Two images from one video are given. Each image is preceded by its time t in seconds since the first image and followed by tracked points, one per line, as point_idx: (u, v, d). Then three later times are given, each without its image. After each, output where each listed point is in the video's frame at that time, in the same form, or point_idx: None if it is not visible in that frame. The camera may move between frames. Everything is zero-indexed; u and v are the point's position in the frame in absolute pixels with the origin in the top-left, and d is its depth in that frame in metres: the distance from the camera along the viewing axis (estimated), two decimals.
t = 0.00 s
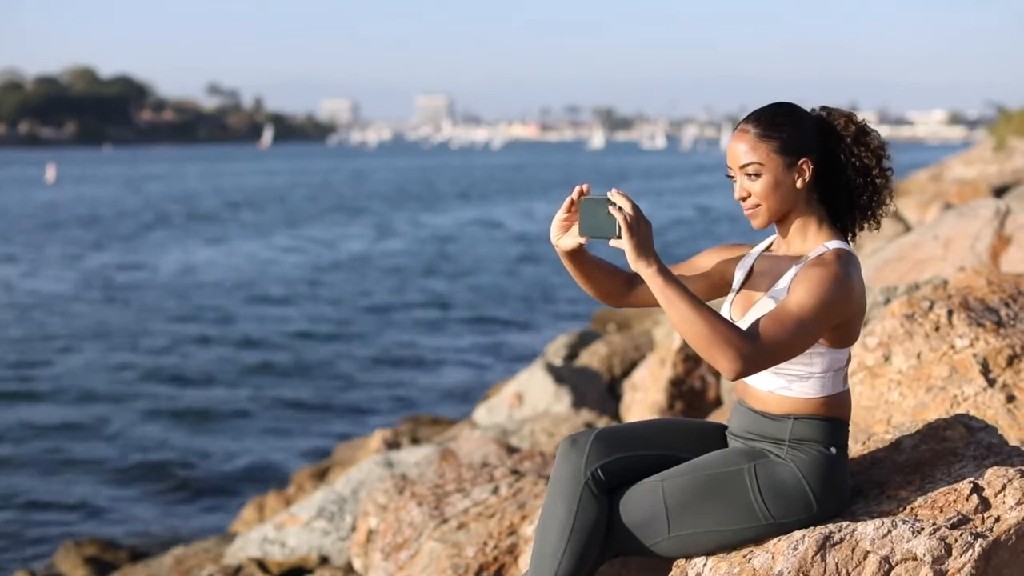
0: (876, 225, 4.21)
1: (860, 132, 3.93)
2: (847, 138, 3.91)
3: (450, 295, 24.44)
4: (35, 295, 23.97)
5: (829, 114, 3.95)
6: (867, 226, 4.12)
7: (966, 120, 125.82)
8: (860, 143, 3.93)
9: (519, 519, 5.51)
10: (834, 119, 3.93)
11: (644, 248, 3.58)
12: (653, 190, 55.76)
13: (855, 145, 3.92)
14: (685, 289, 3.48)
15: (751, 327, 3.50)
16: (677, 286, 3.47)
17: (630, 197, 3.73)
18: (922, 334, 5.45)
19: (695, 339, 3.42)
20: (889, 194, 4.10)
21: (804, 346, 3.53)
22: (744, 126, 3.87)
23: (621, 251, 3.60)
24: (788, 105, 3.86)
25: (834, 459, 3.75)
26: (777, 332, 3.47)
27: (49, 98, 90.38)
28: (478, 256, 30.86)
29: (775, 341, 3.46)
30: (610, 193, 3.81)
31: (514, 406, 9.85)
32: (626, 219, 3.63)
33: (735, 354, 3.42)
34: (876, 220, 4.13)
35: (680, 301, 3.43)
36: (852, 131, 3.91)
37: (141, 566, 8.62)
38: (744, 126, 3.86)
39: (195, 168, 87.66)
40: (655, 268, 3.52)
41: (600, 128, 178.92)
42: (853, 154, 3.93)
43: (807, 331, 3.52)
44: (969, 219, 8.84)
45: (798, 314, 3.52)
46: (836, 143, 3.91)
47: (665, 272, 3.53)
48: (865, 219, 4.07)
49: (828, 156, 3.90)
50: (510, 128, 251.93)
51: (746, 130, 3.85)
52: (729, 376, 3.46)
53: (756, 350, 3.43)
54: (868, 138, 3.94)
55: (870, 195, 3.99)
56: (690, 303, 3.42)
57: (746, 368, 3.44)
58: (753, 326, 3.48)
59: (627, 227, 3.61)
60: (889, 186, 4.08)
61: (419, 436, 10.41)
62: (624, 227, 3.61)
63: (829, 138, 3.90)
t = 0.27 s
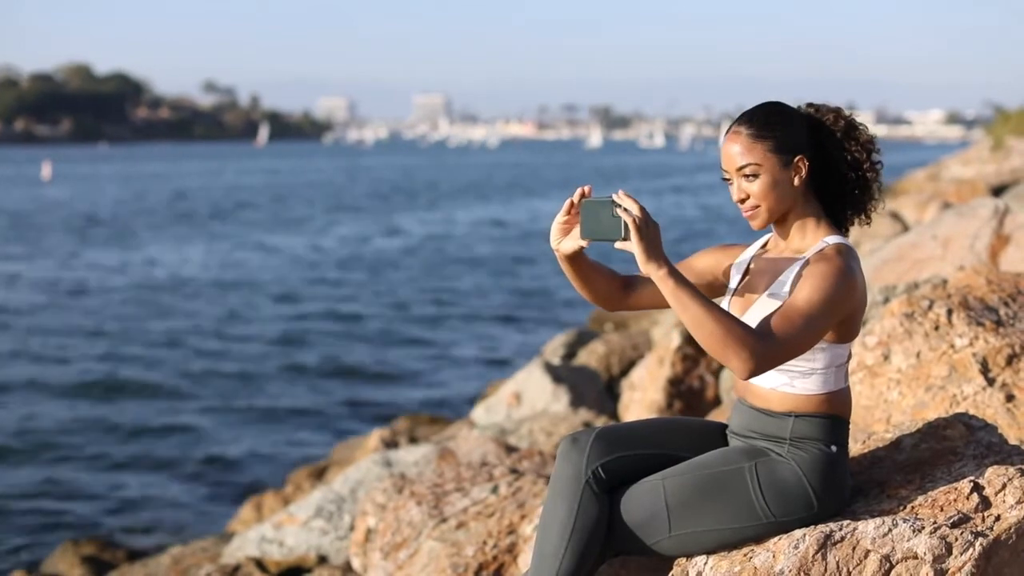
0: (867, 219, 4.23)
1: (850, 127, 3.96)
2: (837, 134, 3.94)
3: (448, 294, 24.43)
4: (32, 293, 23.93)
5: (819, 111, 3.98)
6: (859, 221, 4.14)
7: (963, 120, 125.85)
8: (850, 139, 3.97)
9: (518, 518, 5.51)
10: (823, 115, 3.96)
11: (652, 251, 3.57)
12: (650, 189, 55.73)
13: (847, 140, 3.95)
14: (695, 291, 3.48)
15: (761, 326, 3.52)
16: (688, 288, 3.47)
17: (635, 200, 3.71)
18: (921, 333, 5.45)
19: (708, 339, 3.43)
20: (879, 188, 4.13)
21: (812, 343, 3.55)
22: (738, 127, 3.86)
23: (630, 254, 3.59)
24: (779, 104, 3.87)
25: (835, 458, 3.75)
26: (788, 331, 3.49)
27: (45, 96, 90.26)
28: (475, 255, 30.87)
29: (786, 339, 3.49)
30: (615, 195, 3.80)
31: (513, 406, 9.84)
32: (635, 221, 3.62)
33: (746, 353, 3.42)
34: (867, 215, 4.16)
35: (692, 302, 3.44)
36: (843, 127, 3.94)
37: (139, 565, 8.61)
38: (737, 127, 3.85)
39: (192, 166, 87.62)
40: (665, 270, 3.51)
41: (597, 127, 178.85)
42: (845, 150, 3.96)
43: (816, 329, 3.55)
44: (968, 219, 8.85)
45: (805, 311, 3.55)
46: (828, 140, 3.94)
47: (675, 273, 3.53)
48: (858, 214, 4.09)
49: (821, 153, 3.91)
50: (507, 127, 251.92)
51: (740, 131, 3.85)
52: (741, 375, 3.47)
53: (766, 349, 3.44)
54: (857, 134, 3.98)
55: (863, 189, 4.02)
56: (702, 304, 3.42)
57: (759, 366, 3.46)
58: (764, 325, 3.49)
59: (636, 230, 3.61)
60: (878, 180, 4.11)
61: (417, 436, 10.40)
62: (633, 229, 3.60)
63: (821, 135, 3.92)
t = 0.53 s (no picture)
0: (864, 217, 4.24)
1: (848, 125, 3.98)
2: (834, 133, 3.95)
3: (447, 294, 24.44)
4: (31, 296, 23.96)
5: (816, 111, 3.99)
6: (857, 218, 4.15)
7: (961, 120, 125.92)
8: (847, 137, 3.97)
9: (519, 518, 5.50)
10: (820, 114, 3.97)
11: (658, 250, 3.56)
12: (649, 190, 55.75)
13: (846, 137, 3.96)
14: (701, 291, 3.47)
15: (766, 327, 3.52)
16: (695, 287, 3.46)
17: (640, 200, 3.70)
18: (923, 332, 5.45)
19: (716, 338, 3.42)
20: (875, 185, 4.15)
21: (816, 341, 3.56)
22: (738, 128, 3.85)
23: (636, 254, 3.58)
24: (778, 102, 3.87)
25: (837, 456, 3.75)
26: (794, 330, 3.50)
27: (44, 99, 90.28)
28: (474, 256, 30.91)
29: (793, 338, 3.49)
30: (620, 195, 3.79)
31: (512, 406, 9.83)
32: (640, 220, 3.62)
33: (753, 352, 3.43)
34: (865, 212, 4.17)
35: (700, 301, 3.43)
36: (840, 125, 3.96)
37: (139, 566, 8.60)
38: (737, 127, 3.85)
39: (190, 168, 87.67)
40: (671, 269, 3.50)
41: (595, 128, 178.88)
42: (843, 148, 3.97)
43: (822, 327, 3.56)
44: (968, 218, 8.85)
45: (810, 310, 3.56)
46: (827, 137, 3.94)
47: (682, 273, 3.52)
48: (856, 212, 4.10)
49: (821, 150, 3.92)
50: (505, 128, 251.97)
51: (742, 130, 3.84)
52: (747, 374, 3.47)
53: (772, 347, 3.44)
54: (854, 132, 3.98)
55: (859, 188, 4.03)
56: (709, 303, 3.42)
57: (765, 366, 3.46)
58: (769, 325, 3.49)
59: (644, 231, 3.60)
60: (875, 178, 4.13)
61: (417, 436, 10.39)
62: (641, 229, 3.59)
63: (820, 132, 3.93)
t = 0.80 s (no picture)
0: (866, 218, 4.24)
1: (849, 126, 3.98)
2: (836, 133, 3.95)
3: (446, 297, 24.45)
4: (31, 299, 23.97)
5: (818, 111, 4.00)
6: (859, 219, 4.15)
7: (960, 122, 125.99)
8: (848, 138, 3.98)
9: (521, 519, 5.49)
10: (822, 114, 3.97)
11: (661, 251, 3.57)
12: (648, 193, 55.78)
13: (847, 137, 3.97)
14: (704, 291, 3.48)
15: (768, 327, 3.53)
16: (699, 288, 3.47)
17: (643, 201, 3.71)
18: (924, 332, 5.46)
19: (720, 339, 3.42)
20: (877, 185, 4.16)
21: (819, 342, 3.56)
22: (739, 129, 3.86)
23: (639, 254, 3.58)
24: (779, 103, 3.87)
25: (840, 456, 3.76)
26: (797, 330, 3.51)
27: (44, 103, 90.34)
28: (474, 259, 30.93)
29: (795, 340, 3.49)
30: (623, 196, 3.80)
31: (512, 408, 9.83)
32: (643, 221, 3.63)
33: (755, 354, 3.43)
34: (867, 213, 4.17)
35: (704, 302, 3.44)
36: (842, 126, 3.96)
37: (140, 568, 8.60)
38: (738, 128, 3.85)
39: (190, 171, 87.79)
40: (674, 270, 3.51)
41: (594, 130, 178.93)
42: (844, 149, 3.97)
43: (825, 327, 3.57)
44: (968, 218, 8.87)
45: (813, 310, 3.57)
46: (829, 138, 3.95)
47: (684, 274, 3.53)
48: (858, 213, 4.10)
49: (824, 151, 3.93)
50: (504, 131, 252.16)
51: (743, 131, 3.84)
52: (750, 376, 3.48)
53: (775, 348, 3.45)
54: (856, 133, 3.99)
55: (861, 188, 4.03)
56: (712, 304, 3.42)
57: (769, 366, 3.47)
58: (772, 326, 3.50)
59: (647, 233, 3.61)
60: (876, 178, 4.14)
61: (417, 438, 10.39)
62: (644, 231, 3.60)
63: (822, 132, 3.94)
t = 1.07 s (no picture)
0: (868, 223, 4.23)
1: (851, 129, 3.98)
2: (838, 135, 3.95)
3: (445, 300, 24.45)
4: (30, 302, 23.94)
5: (820, 115, 4.00)
6: (862, 223, 4.14)
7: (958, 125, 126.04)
8: (850, 141, 3.97)
9: (522, 522, 5.47)
10: (823, 117, 3.97)
11: (668, 252, 3.56)
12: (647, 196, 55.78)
13: (849, 141, 3.97)
14: (710, 294, 3.48)
15: (773, 331, 3.53)
16: (704, 291, 3.47)
17: (649, 204, 3.71)
18: (926, 335, 5.46)
19: (725, 342, 3.42)
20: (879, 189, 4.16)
21: (822, 345, 3.56)
22: (742, 131, 3.86)
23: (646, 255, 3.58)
24: (781, 106, 3.88)
25: (844, 459, 3.75)
26: (801, 336, 3.51)
27: (43, 105, 90.34)
28: (472, 262, 30.93)
29: (800, 344, 3.50)
30: (628, 198, 3.80)
31: (513, 411, 9.82)
32: (649, 223, 3.63)
33: (759, 357, 3.43)
34: (870, 217, 4.15)
35: (710, 305, 3.43)
36: (844, 129, 3.97)
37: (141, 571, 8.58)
38: (741, 130, 3.86)
39: (188, 174, 87.76)
40: (681, 272, 3.50)
41: (593, 133, 179.07)
42: (846, 152, 3.97)
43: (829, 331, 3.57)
44: (968, 222, 8.88)
45: (817, 315, 3.57)
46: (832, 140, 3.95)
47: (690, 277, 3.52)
48: (861, 217, 4.09)
49: (826, 154, 3.93)
50: (502, 135, 252.31)
51: (746, 133, 3.84)
52: (754, 379, 3.48)
53: (780, 352, 3.45)
54: (859, 135, 3.99)
55: (863, 191, 4.03)
56: (716, 306, 3.43)
57: (773, 370, 3.47)
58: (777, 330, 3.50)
59: (654, 235, 3.60)
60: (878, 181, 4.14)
61: (417, 441, 10.38)
62: (650, 232, 3.60)
63: (825, 135, 3.94)
